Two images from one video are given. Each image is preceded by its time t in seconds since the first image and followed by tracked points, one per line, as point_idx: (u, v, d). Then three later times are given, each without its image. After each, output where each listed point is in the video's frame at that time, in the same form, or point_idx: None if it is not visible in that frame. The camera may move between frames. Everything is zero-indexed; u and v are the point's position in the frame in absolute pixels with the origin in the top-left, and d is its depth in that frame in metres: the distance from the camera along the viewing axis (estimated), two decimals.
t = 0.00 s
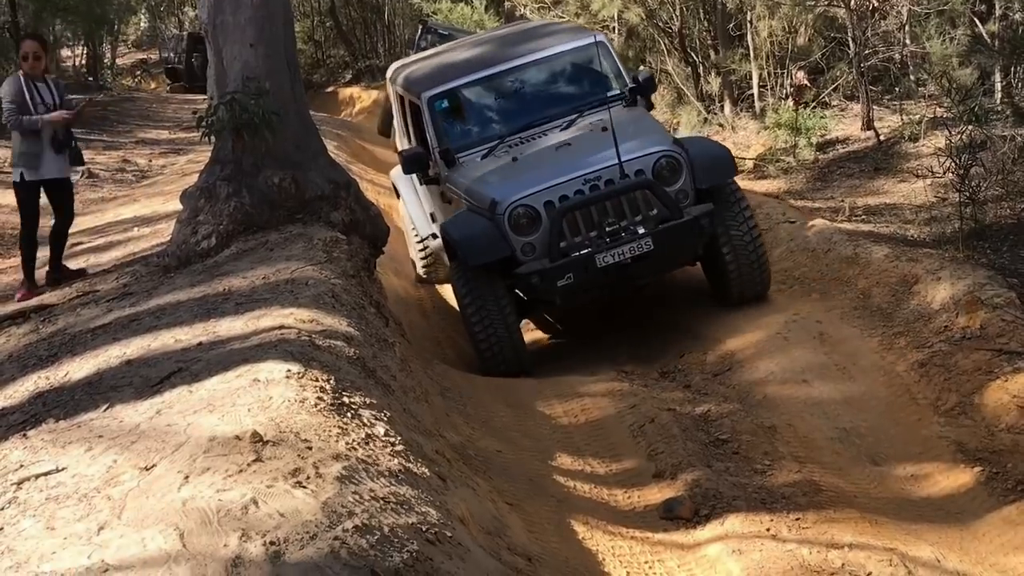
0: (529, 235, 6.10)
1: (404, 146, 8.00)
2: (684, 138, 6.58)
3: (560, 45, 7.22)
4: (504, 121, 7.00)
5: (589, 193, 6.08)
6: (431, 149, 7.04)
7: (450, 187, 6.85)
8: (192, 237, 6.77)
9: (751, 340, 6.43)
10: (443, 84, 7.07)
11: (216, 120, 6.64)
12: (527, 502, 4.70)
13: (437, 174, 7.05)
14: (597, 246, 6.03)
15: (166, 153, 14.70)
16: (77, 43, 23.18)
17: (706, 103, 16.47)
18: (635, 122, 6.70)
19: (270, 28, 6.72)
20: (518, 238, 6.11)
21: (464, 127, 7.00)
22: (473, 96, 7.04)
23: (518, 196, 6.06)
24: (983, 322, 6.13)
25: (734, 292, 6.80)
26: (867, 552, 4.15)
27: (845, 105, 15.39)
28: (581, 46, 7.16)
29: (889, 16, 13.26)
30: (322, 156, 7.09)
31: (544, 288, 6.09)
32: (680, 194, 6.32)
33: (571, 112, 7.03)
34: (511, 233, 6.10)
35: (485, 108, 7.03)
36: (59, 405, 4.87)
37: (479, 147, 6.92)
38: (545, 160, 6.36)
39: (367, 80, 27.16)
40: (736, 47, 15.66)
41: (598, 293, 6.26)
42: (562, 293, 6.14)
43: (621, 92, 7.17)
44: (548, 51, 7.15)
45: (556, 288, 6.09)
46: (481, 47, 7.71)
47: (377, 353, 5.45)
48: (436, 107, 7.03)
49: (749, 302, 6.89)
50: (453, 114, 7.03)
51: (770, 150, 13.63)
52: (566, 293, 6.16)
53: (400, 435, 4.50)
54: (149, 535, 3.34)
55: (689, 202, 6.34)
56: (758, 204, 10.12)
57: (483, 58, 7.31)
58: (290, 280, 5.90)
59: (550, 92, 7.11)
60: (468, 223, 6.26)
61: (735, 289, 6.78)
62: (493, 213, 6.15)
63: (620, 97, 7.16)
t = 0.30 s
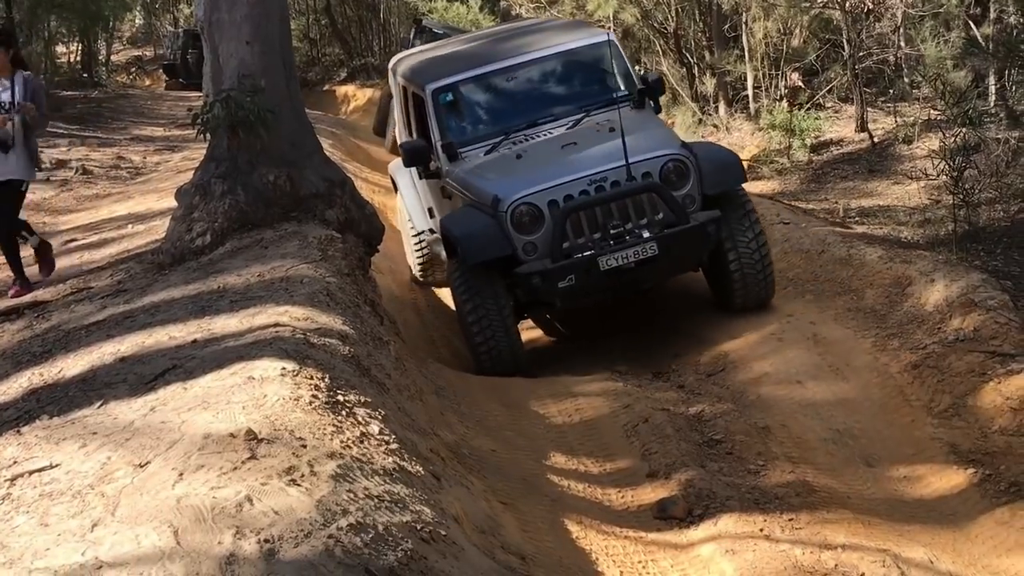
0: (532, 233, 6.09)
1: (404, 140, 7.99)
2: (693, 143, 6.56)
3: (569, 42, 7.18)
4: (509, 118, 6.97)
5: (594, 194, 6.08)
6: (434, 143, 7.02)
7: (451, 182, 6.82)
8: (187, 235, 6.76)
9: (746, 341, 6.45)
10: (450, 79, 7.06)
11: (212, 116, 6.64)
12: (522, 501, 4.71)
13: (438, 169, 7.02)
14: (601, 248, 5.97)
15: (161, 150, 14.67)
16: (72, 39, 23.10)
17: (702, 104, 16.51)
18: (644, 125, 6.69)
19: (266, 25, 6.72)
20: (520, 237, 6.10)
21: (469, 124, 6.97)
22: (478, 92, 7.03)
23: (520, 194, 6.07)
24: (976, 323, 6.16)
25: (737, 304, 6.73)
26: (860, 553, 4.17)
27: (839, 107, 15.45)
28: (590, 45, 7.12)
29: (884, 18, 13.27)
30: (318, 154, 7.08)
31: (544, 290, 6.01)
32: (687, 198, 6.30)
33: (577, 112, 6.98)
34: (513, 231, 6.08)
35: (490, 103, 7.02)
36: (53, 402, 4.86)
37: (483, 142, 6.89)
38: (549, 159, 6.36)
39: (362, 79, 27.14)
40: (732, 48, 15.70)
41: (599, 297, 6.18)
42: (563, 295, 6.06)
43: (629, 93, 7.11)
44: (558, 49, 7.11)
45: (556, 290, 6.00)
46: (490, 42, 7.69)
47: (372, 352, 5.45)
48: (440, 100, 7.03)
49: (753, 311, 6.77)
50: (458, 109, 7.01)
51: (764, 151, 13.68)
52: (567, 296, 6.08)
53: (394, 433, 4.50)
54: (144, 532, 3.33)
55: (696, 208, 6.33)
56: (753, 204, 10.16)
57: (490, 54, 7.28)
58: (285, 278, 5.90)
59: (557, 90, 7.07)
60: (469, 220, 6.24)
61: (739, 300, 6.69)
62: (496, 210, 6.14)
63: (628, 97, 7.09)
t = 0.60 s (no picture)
0: (534, 227, 5.98)
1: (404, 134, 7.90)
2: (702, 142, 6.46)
3: (578, 37, 7.01)
4: (514, 113, 6.81)
5: (599, 190, 5.95)
6: (436, 135, 6.87)
7: (451, 175, 6.68)
8: (180, 232, 6.72)
9: (740, 340, 6.45)
10: (453, 71, 6.88)
11: (206, 114, 6.64)
12: (516, 499, 4.70)
13: (438, 162, 6.89)
14: (604, 244, 5.84)
15: (155, 147, 14.64)
16: (65, 35, 23.02)
17: (696, 103, 16.53)
18: (652, 124, 6.57)
19: (260, 22, 6.69)
20: (521, 230, 5.99)
21: (472, 117, 6.82)
22: (482, 86, 6.86)
23: (523, 187, 5.95)
24: (970, 324, 6.17)
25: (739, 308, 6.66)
26: (854, 552, 4.17)
27: (833, 107, 15.49)
28: (600, 41, 6.95)
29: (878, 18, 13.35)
30: (312, 152, 7.08)
31: (545, 286, 5.89)
32: (694, 198, 6.19)
33: (583, 108, 6.84)
34: (515, 225, 5.97)
35: (495, 96, 6.85)
36: (46, 399, 4.84)
37: (486, 136, 6.74)
38: (553, 154, 6.24)
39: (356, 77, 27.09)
40: (726, 48, 15.73)
41: (601, 296, 6.05)
42: (563, 292, 5.93)
43: (637, 91, 6.99)
44: (564, 43, 6.95)
45: (557, 286, 5.88)
46: (496, 35, 7.53)
47: (366, 350, 5.44)
48: (444, 92, 6.86)
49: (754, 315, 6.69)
50: (461, 102, 6.85)
51: (758, 150, 13.71)
52: (568, 292, 5.95)
53: (388, 431, 4.49)
54: (138, 530, 3.32)
55: (702, 208, 6.21)
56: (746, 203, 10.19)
57: (494, 47, 7.11)
58: (279, 275, 5.88)
59: (564, 86, 6.91)
60: (470, 213, 6.13)
61: (742, 304, 6.61)
62: (498, 203, 6.02)
63: (636, 95, 6.98)
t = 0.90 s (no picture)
0: (538, 222, 5.77)
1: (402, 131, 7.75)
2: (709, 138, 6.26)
3: (583, 32, 6.83)
4: (517, 108, 6.62)
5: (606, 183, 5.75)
6: (436, 130, 6.67)
7: (451, 171, 6.46)
8: (178, 230, 6.74)
9: (738, 338, 6.44)
10: (454, 66, 6.71)
11: (202, 112, 6.62)
12: (513, 497, 4.70)
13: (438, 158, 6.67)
14: (611, 239, 5.65)
15: (151, 145, 14.62)
16: (62, 34, 23.00)
17: (692, 100, 16.53)
18: (658, 118, 6.35)
19: (256, 21, 6.68)
20: (526, 225, 5.78)
21: (474, 113, 6.63)
22: (483, 81, 6.67)
23: (528, 180, 5.73)
24: (967, 320, 6.17)
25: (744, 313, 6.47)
26: (851, 549, 4.18)
27: (829, 104, 15.50)
28: (605, 35, 6.77)
29: (874, 15, 13.37)
30: (308, 150, 7.07)
31: (550, 281, 5.70)
32: (703, 193, 5.99)
33: (587, 104, 6.65)
34: (519, 219, 5.76)
35: (497, 91, 6.66)
36: (43, 398, 4.83)
37: (488, 131, 6.55)
38: (557, 146, 6.04)
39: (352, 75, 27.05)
40: (722, 45, 15.73)
41: (607, 292, 5.86)
42: (568, 287, 5.75)
43: (642, 86, 6.81)
44: (567, 37, 6.77)
45: (562, 282, 5.69)
46: (499, 32, 7.35)
47: (363, 348, 5.43)
48: (445, 86, 6.68)
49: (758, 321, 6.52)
50: (462, 97, 6.66)
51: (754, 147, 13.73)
52: (573, 288, 5.77)
53: (386, 429, 4.48)
54: (136, 528, 3.33)
55: (710, 203, 6.02)
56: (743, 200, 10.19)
57: (495, 42, 6.94)
58: (276, 274, 5.88)
59: (567, 81, 6.72)
60: (472, 207, 5.94)
61: (749, 306, 6.41)
62: (501, 197, 5.81)
63: (641, 91, 6.79)
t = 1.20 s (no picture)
0: (542, 223, 5.75)
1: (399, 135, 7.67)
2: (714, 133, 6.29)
3: (582, 30, 6.75)
4: (518, 109, 6.52)
5: (610, 181, 5.71)
6: (435, 132, 6.59)
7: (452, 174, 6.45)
8: (174, 233, 6.71)
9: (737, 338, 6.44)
10: (453, 66, 6.60)
11: (199, 114, 6.63)
12: (511, 497, 4.71)
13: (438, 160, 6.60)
14: (617, 239, 5.59)
15: (148, 148, 14.61)
16: (59, 36, 22.96)
17: (689, 99, 16.52)
18: (662, 115, 6.31)
19: (252, 22, 6.69)
20: (530, 226, 5.76)
21: (474, 114, 6.53)
22: (483, 81, 6.57)
23: (531, 180, 5.71)
24: (964, 317, 6.17)
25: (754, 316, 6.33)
26: (850, 547, 4.19)
27: (827, 101, 15.49)
28: (605, 34, 6.69)
29: (871, 13, 13.36)
30: (305, 151, 7.08)
31: (556, 283, 5.65)
32: (710, 189, 5.96)
33: (589, 103, 6.56)
34: (523, 220, 5.75)
35: (496, 92, 6.56)
36: (41, 401, 4.83)
37: (488, 133, 6.46)
38: (560, 144, 6.00)
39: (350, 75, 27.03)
40: (719, 43, 15.72)
41: (614, 293, 5.81)
42: (574, 290, 5.69)
43: (644, 85, 6.74)
44: (567, 36, 6.68)
45: (568, 284, 5.63)
46: (496, 32, 7.26)
47: (362, 350, 5.43)
48: (444, 87, 6.58)
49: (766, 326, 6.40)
50: (462, 98, 6.56)
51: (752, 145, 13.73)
52: (579, 290, 5.71)
53: (384, 431, 4.49)
54: (135, 532, 3.33)
55: (718, 199, 5.98)
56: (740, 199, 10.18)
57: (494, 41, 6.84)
58: (273, 275, 5.88)
59: (568, 80, 6.63)
60: (475, 210, 5.93)
61: (758, 309, 6.28)
62: (505, 198, 5.81)
63: (644, 89, 6.71)
